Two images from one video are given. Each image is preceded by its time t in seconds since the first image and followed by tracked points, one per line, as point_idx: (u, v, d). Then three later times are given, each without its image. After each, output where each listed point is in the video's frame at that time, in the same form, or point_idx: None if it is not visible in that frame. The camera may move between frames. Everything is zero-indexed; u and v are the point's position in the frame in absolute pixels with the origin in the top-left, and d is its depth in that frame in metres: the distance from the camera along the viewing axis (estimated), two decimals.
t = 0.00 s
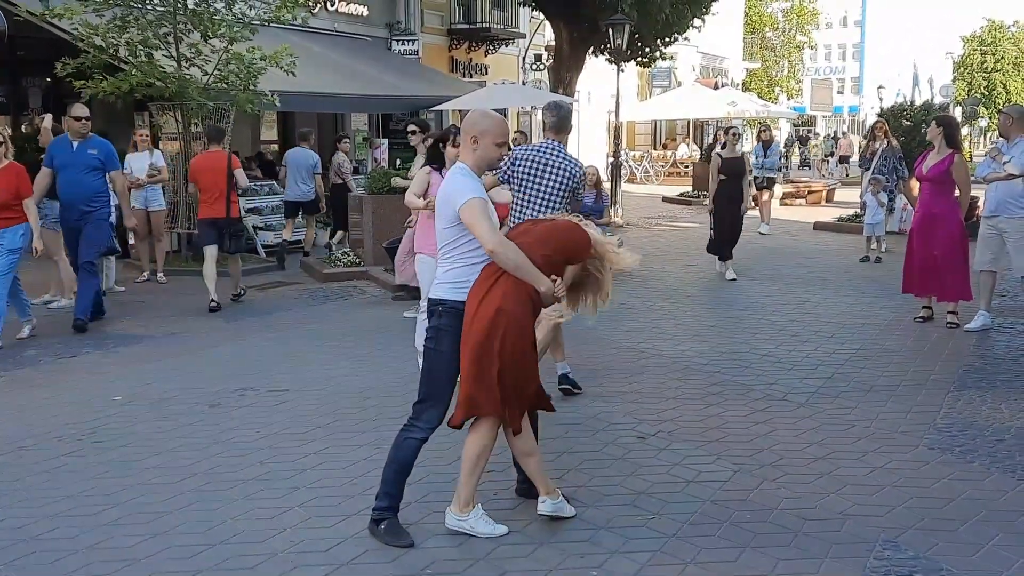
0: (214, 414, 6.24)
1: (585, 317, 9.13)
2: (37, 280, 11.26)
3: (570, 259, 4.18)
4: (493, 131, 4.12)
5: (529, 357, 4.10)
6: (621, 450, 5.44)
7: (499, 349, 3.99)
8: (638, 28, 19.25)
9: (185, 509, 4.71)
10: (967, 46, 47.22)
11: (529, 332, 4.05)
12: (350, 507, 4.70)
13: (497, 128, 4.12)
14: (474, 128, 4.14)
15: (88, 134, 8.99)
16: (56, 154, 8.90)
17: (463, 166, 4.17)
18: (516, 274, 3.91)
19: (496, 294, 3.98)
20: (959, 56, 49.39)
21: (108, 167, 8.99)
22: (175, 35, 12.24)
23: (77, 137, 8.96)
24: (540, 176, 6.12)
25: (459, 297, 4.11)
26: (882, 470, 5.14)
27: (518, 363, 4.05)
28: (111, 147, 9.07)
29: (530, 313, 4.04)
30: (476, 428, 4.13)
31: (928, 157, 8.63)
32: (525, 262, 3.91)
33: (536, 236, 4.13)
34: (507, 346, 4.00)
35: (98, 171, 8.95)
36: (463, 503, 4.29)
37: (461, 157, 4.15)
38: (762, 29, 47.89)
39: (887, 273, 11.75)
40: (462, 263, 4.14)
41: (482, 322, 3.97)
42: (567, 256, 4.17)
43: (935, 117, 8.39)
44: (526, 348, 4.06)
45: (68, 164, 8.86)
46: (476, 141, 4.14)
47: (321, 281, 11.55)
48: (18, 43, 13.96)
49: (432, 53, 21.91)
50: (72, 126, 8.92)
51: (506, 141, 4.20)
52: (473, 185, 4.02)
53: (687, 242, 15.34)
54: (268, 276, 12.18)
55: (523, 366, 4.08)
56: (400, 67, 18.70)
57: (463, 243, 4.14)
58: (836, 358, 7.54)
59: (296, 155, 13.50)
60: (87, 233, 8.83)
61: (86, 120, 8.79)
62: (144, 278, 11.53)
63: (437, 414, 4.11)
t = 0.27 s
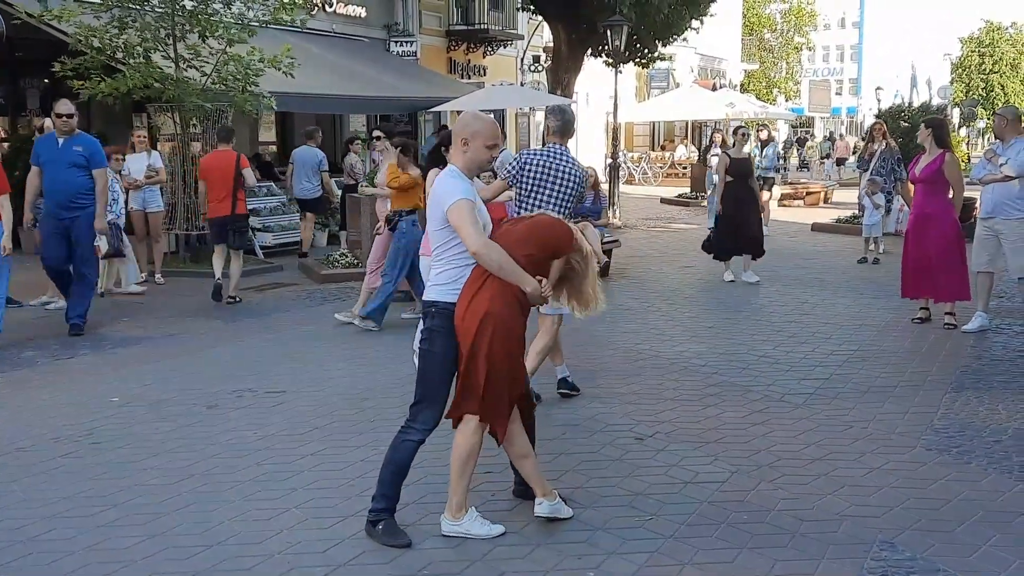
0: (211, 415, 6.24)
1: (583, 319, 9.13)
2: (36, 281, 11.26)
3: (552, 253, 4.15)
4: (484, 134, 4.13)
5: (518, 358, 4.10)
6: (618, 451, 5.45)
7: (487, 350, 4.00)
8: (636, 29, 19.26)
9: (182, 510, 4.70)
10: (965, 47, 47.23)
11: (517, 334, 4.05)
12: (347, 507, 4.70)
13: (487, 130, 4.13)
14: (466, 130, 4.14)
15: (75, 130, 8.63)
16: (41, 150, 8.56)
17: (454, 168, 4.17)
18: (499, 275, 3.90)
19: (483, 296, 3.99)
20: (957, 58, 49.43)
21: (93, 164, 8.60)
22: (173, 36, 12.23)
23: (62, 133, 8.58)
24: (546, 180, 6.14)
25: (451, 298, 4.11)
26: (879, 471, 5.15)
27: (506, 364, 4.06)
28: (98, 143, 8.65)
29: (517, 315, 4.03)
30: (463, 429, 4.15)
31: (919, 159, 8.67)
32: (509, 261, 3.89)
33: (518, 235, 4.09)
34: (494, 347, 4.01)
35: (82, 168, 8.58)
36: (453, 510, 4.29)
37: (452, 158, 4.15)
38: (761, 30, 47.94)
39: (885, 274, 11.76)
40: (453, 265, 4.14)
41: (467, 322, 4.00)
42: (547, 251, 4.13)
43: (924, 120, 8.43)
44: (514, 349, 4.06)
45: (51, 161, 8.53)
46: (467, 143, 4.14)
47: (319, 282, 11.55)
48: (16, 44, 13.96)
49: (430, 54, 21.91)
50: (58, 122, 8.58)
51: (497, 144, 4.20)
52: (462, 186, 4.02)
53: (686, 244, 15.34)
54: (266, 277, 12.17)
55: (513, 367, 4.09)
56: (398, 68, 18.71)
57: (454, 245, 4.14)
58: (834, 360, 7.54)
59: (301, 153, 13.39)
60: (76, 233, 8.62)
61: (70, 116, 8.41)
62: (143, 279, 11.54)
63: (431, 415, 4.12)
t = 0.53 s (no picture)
0: (210, 416, 6.24)
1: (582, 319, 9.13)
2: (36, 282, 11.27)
3: (537, 245, 4.07)
4: (472, 135, 4.12)
5: (511, 356, 4.10)
6: (617, 451, 5.45)
7: (478, 349, 4.00)
8: (635, 30, 19.27)
9: (181, 511, 4.70)
10: (964, 47, 47.26)
11: (506, 331, 4.05)
12: (346, 508, 4.70)
13: (472, 129, 4.11)
14: (455, 131, 4.13)
15: (57, 129, 8.32)
16: (25, 153, 8.29)
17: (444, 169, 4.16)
18: (480, 276, 3.88)
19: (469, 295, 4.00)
20: (956, 58, 49.46)
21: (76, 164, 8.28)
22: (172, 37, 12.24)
23: (44, 134, 8.28)
24: (534, 177, 6.24)
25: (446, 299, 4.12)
26: (877, 471, 5.15)
27: (499, 362, 4.05)
28: (81, 142, 8.33)
29: (504, 312, 4.03)
30: (461, 433, 4.14)
31: (913, 160, 8.68)
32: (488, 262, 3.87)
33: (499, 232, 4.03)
34: (485, 346, 4.01)
35: (66, 169, 8.28)
36: (450, 514, 4.29)
37: (442, 159, 4.15)
38: (760, 31, 47.94)
39: (884, 274, 11.77)
40: (447, 266, 4.16)
41: (456, 323, 4.01)
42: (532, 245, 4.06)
43: (916, 122, 8.46)
44: (505, 347, 4.06)
45: (35, 163, 8.25)
46: (456, 144, 4.13)
47: (318, 283, 11.54)
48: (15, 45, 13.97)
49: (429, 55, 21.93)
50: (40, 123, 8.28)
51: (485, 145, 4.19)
52: (449, 188, 4.02)
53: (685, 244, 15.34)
54: (265, 278, 12.17)
55: (506, 364, 4.08)
56: (397, 69, 18.72)
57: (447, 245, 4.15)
58: (832, 360, 7.54)
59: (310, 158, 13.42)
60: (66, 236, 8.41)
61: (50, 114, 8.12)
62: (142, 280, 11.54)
63: (429, 416, 4.11)
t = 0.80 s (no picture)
0: (210, 418, 6.23)
1: (582, 320, 9.13)
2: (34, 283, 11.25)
3: (524, 239, 4.03)
4: (461, 135, 4.12)
5: (509, 355, 4.09)
6: (617, 452, 5.44)
7: (473, 350, 4.01)
8: (634, 31, 19.27)
9: (180, 513, 4.70)
10: (964, 48, 47.27)
11: (501, 331, 4.04)
12: (346, 509, 4.70)
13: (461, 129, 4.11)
14: (447, 131, 4.14)
15: (34, 127, 8.14)
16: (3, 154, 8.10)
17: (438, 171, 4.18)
18: (466, 280, 3.90)
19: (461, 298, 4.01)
20: (956, 59, 49.48)
21: (57, 162, 8.11)
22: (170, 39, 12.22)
23: (21, 132, 8.09)
24: (508, 178, 6.43)
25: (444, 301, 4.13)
26: (878, 472, 5.14)
27: (496, 362, 4.05)
28: (60, 139, 8.16)
29: (499, 312, 4.01)
30: (463, 435, 4.16)
31: (912, 160, 8.67)
32: (471, 264, 3.89)
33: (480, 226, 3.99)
34: (482, 347, 4.02)
35: (47, 167, 8.10)
36: (451, 515, 4.28)
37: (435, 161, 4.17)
38: (759, 32, 47.93)
39: (884, 275, 11.77)
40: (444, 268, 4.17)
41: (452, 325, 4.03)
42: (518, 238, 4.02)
43: (914, 123, 8.45)
44: (501, 347, 4.05)
45: (15, 164, 8.06)
46: (447, 145, 4.15)
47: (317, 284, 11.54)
48: (14, 47, 13.96)
49: (428, 56, 21.92)
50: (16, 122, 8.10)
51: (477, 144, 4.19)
52: (437, 191, 4.03)
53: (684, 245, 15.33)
54: (265, 280, 12.16)
55: (504, 364, 4.07)
56: (397, 70, 18.72)
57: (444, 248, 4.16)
58: (833, 360, 7.53)
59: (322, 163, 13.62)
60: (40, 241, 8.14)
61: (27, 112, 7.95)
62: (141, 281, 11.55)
63: (429, 418, 4.11)
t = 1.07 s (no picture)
0: (210, 419, 6.23)
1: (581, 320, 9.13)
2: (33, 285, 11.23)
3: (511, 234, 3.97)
4: (451, 135, 4.09)
5: (507, 357, 4.08)
6: (616, 453, 5.45)
7: (472, 354, 4.01)
8: (633, 32, 19.27)
9: (180, 514, 4.70)
10: (963, 48, 47.32)
11: (499, 333, 4.03)
12: (346, 510, 4.70)
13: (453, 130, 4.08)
14: (437, 133, 4.13)
15: (16, 128, 7.92)
16: None
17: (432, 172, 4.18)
18: (454, 286, 3.91)
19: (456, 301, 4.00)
20: (955, 59, 49.53)
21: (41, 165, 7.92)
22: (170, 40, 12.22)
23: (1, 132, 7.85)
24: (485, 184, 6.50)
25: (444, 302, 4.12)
26: (878, 473, 5.14)
27: (494, 364, 4.04)
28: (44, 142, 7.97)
29: (494, 315, 4.00)
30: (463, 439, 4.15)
31: (916, 160, 8.67)
32: (457, 271, 3.88)
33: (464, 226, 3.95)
34: (480, 351, 4.01)
35: (30, 171, 7.89)
36: (451, 516, 4.28)
37: (429, 163, 4.18)
38: (758, 33, 47.92)
39: (883, 276, 11.77)
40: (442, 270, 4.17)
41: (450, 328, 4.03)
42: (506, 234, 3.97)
43: (918, 122, 8.44)
44: (499, 350, 4.04)
45: None
46: (438, 147, 4.13)
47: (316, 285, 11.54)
48: (13, 48, 13.95)
49: (428, 57, 21.93)
50: None
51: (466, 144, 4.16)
52: (429, 195, 4.04)
53: (683, 246, 15.33)
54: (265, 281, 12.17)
55: (502, 367, 4.07)
56: (396, 71, 18.73)
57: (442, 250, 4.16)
58: (833, 361, 7.54)
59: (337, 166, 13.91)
60: (14, 244, 7.80)
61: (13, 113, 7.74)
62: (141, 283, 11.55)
63: (429, 419, 4.11)
